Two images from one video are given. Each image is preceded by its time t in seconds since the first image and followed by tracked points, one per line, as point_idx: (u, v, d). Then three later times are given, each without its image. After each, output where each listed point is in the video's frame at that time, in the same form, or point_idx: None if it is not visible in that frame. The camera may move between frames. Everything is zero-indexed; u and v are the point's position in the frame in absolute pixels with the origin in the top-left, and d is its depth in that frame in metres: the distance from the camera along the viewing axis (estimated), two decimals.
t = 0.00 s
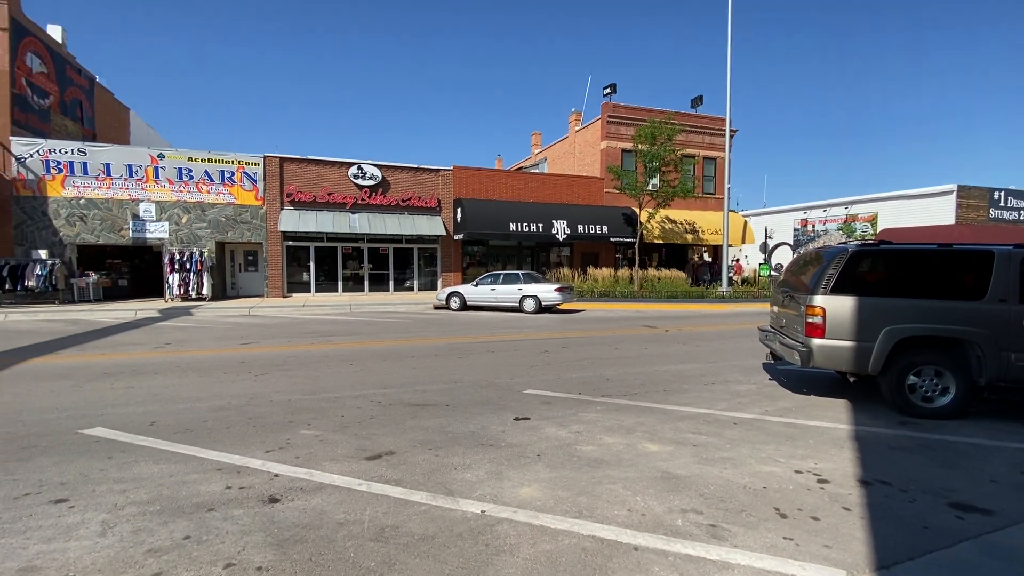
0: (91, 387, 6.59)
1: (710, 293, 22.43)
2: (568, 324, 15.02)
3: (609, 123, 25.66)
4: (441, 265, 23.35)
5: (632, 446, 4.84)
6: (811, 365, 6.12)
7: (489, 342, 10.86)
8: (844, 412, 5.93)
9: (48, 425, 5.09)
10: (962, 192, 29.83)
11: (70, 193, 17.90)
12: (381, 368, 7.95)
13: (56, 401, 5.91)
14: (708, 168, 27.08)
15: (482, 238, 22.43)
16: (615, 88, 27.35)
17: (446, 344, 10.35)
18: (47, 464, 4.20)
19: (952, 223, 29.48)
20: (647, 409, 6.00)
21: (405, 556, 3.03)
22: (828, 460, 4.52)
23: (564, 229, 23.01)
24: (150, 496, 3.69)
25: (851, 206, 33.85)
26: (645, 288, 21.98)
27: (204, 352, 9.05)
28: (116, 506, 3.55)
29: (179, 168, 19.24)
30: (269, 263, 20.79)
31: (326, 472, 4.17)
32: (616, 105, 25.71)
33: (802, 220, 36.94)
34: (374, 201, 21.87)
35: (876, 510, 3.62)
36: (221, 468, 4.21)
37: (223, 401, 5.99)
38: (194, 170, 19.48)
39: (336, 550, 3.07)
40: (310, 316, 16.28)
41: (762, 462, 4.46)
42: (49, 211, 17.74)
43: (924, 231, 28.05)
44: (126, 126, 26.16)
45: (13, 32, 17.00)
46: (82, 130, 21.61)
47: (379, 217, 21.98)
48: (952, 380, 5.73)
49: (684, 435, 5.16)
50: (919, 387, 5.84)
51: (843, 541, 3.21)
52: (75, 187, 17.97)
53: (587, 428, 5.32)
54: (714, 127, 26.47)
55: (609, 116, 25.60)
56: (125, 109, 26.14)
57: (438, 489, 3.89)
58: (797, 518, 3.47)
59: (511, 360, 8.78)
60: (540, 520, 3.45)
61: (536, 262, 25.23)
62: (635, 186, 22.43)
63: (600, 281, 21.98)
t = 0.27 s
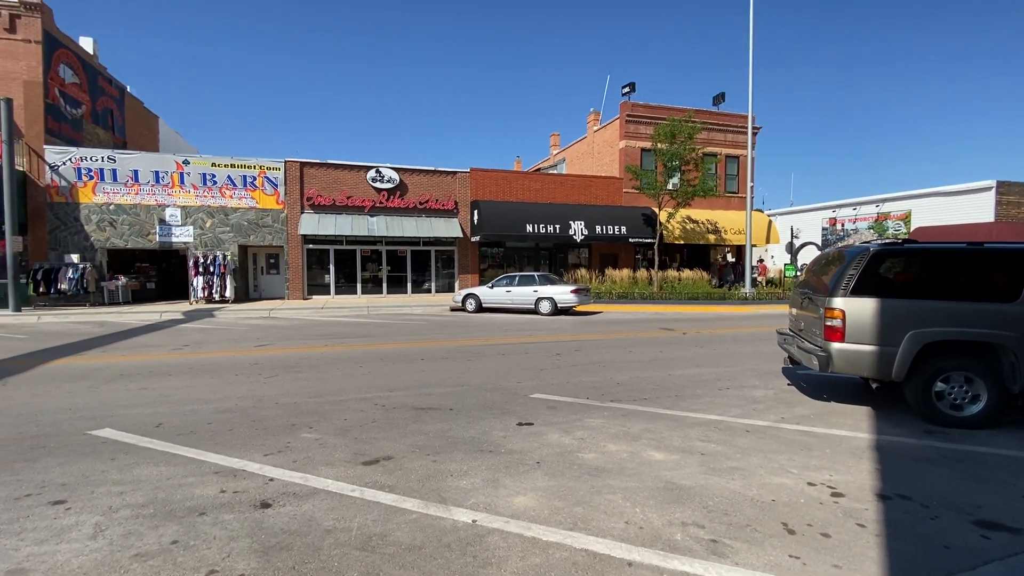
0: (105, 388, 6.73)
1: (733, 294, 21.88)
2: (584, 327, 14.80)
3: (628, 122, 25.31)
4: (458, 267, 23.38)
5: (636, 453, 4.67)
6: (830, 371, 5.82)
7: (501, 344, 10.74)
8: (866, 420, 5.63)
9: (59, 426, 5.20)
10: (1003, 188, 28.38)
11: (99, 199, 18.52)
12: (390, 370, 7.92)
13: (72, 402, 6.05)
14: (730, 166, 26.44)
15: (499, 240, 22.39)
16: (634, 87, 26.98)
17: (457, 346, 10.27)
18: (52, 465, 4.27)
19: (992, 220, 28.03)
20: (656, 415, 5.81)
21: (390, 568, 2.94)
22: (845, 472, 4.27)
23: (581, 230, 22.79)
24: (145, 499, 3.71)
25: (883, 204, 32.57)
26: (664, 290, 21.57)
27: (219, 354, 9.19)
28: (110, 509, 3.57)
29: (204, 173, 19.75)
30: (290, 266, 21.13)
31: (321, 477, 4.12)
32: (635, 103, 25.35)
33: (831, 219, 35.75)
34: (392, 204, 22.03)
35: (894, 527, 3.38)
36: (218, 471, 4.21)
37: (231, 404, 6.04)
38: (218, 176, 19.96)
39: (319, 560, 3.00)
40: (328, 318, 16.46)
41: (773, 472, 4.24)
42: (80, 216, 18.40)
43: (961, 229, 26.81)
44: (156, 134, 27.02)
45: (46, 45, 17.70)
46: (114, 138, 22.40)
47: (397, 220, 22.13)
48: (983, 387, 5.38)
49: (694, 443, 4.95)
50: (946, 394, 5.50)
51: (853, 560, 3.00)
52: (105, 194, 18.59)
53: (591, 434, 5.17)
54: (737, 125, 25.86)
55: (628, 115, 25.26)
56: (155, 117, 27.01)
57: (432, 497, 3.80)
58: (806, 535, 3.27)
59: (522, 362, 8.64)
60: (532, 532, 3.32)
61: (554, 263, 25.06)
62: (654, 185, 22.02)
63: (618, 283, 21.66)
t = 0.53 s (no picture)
0: (117, 390, 6.84)
1: (755, 296, 21.28)
2: (599, 329, 14.53)
3: (646, 121, 24.91)
4: (474, 270, 23.34)
5: (639, 463, 4.47)
6: (850, 377, 5.51)
7: (512, 346, 10.58)
8: (889, 429, 5.31)
9: (66, 427, 5.27)
10: None
11: (126, 205, 19.09)
12: (396, 373, 7.85)
13: (82, 403, 6.15)
14: (753, 164, 25.77)
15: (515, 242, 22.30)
16: (653, 86, 26.55)
17: (467, 349, 10.15)
18: (52, 467, 4.31)
19: None
20: (664, 422, 5.59)
21: None
22: (863, 486, 4.00)
23: (598, 231, 22.54)
24: (136, 503, 3.69)
25: (915, 202, 31.28)
26: (684, 292, 21.11)
27: (232, 357, 9.28)
28: (101, 512, 3.56)
29: (225, 179, 20.18)
30: (308, 269, 21.40)
31: (313, 484, 4.05)
32: (653, 102, 24.95)
33: (860, 218, 34.51)
34: (409, 207, 22.13)
35: (914, 548, 3.12)
36: (212, 475, 4.19)
37: (235, 406, 6.05)
38: (238, 181, 20.36)
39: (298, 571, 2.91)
40: (344, 321, 16.57)
41: (784, 486, 3.99)
42: (108, 222, 18.99)
43: (1000, 228, 25.51)
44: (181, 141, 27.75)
45: (75, 57, 18.31)
46: (141, 146, 23.09)
47: (413, 222, 22.23)
48: (1017, 395, 5.01)
49: (702, 452, 4.73)
50: (976, 402, 5.14)
51: None
52: (132, 200, 19.16)
53: (594, 441, 4.98)
54: (759, 122, 25.21)
55: (646, 114, 24.87)
56: (181, 125, 27.77)
57: (422, 506, 3.69)
58: (814, 554, 3.04)
59: (531, 366, 8.48)
60: (521, 545, 3.18)
61: (571, 265, 24.82)
62: (672, 185, 21.59)
63: (636, 285, 21.29)
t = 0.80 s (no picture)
0: (128, 392, 6.95)
1: (777, 297, 20.69)
2: (613, 332, 14.26)
3: (664, 120, 24.51)
4: (490, 271, 23.29)
5: (640, 473, 4.29)
6: (869, 384, 5.21)
7: (522, 350, 10.44)
8: (911, 440, 5.01)
9: (73, 430, 5.36)
10: None
11: (151, 210, 19.63)
12: (402, 377, 7.80)
13: (92, 406, 6.26)
14: (775, 162, 25.07)
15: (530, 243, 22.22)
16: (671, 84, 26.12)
17: (476, 352, 10.06)
18: (53, 470, 4.35)
19: None
20: (670, 429, 5.39)
21: None
22: (877, 502, 3.75)
23: (614, 232, 22.28)
24: (127, 508, 3.69)
25: (949, 198, 29.88)
26: (703, 293, 20.65)
27: (243, 359, 9.37)
28: (91, 518, 3.57)
29: (245, 184, 20.57)
30: (326, 272, 21.65)
31: (304, 491, 4.00)
32: (671, 101, 24.54)
33: (890, 216, 33.26)
34: (424, 209, 22.22)
35: (930, 573, 2.89)
36: (205, 481, 4.17)
37: (238, 410, 6.06)
38: (258, 186, 20.73)
39: None
40: (359, 323, 16.67)
41: (792, 501, 3.78)
42: (134, 227, 19.56)
43: None
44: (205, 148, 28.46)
45: (103, 67, 18.90)
46: (166, 153, 23.75)
47: (429, 225, 22.31)
48: None
49: (707, 463, 4.52)
50: (1006, 413, 4.81)
51: None
52: (156, 205, 19.69)
53: (594, 450, 4.82)
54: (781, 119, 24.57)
55: (664, 112, 24.47)
56: (205, 132, 28.49)
57: (410, 516, 3.59)
58: None
59: (539, 370, 8.33)
60: (506, 561, 3.06)
61: (587, 266, 24.57)
62: (690, 184, 21.16)
63: (654, 286, 20.92)
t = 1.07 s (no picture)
0: (139, 391, 7.11)
1: (798, 298, 20.13)
2: (626, 333, 14.04)
3: (681, 118, 24.13)
4: (504, 273, 23.26)
5: (634, 478, 4.17)
6: (881, 387, 4.99)
7: (530, 351, 10.34)
8: (925, 447, 4.76)
9: (81, 428, 5.49)
10: None
11: (174, 214, 20.17)
12: (406, 378, 7.79)
13: (103, 404, 6.41)
14: (797, 159, 24.41)
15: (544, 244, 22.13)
16: (688, 81, 25.70)
17: (483, 353, 10.00)
18: (55, 467, 4.45)
19: None
20: (672, 433, 5.24)
21: None
22: (883, 512, 3.57)
23: (629, 232, 22.02)
24: (119, 506, 3.74)
25: (983, 194, 28.54)
26: (720, 294, 20.22)
27: (254, 360, 9.50)
28: (84, 515, 3.62)
29: (264, 188, 20.98)
30: (342, 273, 21.91)
31: (293, 492, 4.00)
32: (688, 98, 24.14)
33: (920, 214, 32.04)
34: (439, 211, 22.31)
35: None
36: (198, 480, 4.20)
37: (240, 410, 6.13)
38: (276, 189, 21.11)
39: None
40: (372, 324, 16.81)
41: (792, 509, 3.62)
42: (158, 231, 20.12)
43: None
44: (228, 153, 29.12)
45: (128, 76, 19.51)
46: (190, 158, 24.39)
47: (443, 227, 22.40)
48: None
49: (706, 468, 4.37)
50: None
51: None
52: (179, 210, 20.22)
53: (590, 454, 4.71)
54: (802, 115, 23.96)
55: (681, 110, 24.09)
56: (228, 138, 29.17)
57: (394, 519, 3.55)
58: None
59: (544, 372, 8.22)
60: (485, 566, 2.99)
61: (603, 267, 24.35)
62: (708, 182, 20.74)
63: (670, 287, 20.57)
